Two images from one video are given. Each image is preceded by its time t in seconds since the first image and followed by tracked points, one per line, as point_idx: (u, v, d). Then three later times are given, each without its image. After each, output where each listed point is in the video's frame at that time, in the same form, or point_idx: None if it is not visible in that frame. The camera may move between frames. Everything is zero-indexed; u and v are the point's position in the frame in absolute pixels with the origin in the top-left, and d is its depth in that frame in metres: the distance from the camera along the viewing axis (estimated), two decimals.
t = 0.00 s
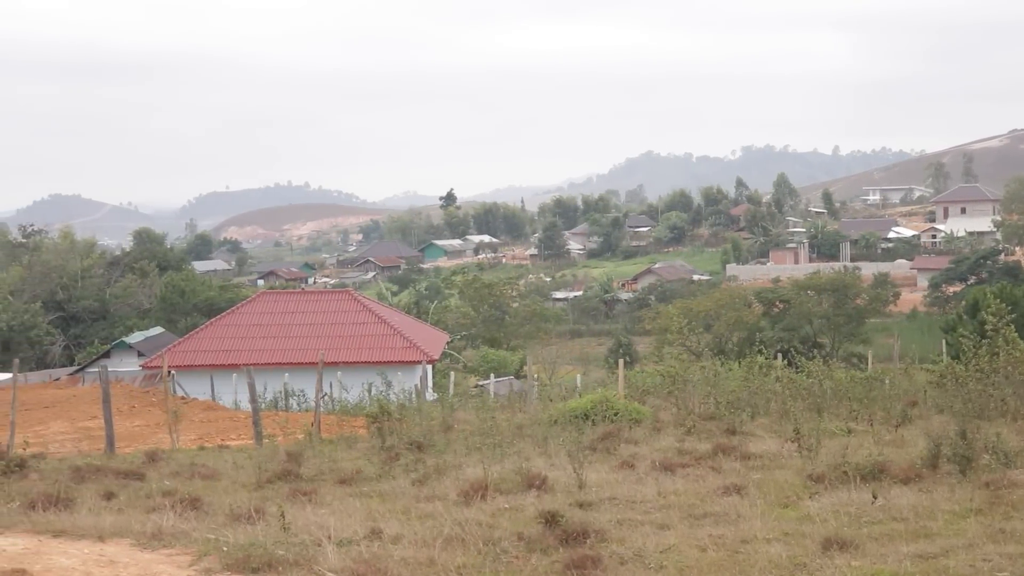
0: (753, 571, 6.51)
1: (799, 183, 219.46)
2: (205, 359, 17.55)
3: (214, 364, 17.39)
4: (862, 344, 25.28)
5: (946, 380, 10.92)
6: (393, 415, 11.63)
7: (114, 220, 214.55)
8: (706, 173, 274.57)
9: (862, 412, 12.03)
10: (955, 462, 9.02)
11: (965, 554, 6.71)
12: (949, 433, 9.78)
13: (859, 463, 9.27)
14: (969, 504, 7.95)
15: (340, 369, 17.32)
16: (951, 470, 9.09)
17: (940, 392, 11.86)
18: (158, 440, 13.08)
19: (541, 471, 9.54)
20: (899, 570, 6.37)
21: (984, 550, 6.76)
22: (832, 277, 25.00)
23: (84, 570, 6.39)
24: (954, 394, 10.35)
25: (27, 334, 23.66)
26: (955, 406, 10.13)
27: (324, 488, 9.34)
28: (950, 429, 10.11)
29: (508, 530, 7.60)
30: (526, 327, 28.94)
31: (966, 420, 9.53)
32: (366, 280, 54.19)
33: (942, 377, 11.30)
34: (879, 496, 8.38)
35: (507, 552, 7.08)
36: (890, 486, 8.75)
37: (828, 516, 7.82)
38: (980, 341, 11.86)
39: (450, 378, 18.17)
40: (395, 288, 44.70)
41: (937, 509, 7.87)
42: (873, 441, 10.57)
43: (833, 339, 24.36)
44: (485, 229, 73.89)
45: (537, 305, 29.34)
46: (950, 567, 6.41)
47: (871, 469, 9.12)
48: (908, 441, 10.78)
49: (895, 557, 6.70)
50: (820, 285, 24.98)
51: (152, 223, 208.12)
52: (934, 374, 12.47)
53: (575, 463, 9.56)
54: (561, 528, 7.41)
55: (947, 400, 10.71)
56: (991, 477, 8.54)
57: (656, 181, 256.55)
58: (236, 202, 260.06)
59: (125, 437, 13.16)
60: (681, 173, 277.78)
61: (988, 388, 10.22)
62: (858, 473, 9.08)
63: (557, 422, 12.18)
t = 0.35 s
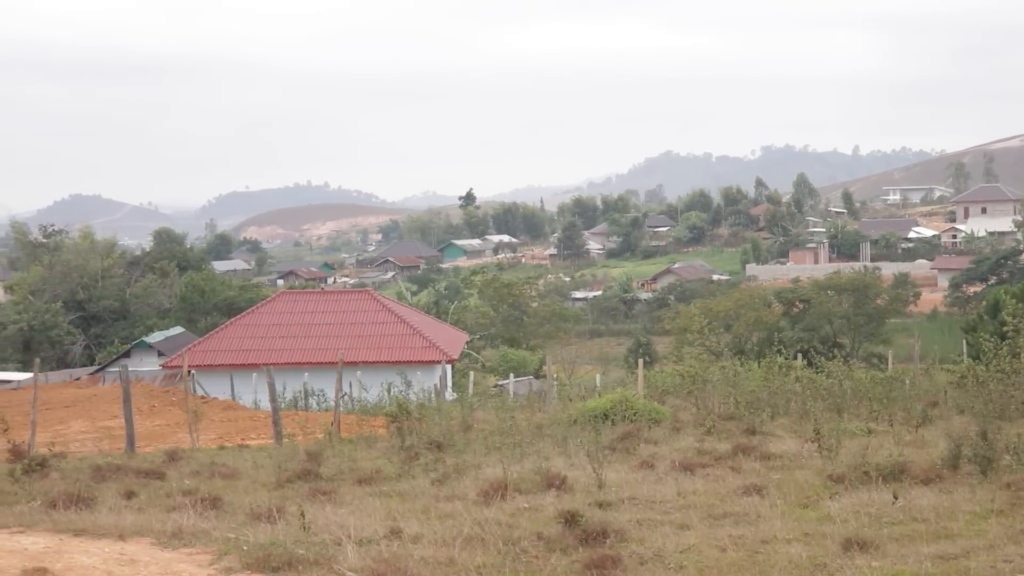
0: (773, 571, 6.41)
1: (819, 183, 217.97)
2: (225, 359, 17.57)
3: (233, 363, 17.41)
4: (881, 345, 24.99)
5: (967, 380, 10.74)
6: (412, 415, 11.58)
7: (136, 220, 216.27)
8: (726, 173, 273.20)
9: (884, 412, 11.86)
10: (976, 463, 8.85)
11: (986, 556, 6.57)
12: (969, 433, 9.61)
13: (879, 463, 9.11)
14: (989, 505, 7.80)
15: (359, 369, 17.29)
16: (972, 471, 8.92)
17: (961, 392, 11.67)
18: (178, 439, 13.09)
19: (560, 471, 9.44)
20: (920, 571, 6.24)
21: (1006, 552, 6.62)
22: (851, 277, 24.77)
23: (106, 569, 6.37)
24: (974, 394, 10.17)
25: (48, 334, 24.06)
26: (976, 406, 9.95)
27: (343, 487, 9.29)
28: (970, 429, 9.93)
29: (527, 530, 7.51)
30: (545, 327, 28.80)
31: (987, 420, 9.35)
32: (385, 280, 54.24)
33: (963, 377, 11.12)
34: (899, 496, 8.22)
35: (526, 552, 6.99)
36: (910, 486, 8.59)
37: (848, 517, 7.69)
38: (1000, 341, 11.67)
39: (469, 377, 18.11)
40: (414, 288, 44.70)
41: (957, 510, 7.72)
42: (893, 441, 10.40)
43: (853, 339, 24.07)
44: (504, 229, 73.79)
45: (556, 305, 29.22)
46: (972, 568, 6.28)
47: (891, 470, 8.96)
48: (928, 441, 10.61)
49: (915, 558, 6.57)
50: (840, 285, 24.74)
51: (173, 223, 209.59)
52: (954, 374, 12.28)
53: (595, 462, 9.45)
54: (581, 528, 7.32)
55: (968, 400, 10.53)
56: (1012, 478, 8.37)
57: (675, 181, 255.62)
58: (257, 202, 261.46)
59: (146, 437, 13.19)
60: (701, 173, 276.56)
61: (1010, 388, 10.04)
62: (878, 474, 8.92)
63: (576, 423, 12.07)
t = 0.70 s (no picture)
0: (793, 571, 6.29)
1: (839, 181, 216.33)
2: (245, 357, 17.58)
3: (253, 362, 17.41)
4: (901, 344, 24.66)
5: (989, 378, 10.54)
6: (432, 413, 11.50)
7: (158, 219, 217.90)
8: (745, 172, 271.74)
9: (905, 410, 11.67)
10: (998, 462, 8.68)
11: (1007, 555, 6.43)
12: (991, 432, 9.42)
13: (899, 463, 8.94)
14: (1011, 505, 7.63)
15: (378, 368, 17.26)
16: (994, 470, 8.74)
17: (984, 391, 11.46)
18: (198, 437, 13.10)
19: (580, 470, 9.34)
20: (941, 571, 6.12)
21: None
22: (871, 276, 24.51)
23: (127, 566, 6.32)
24: (996, 393, 9.97)
25: (68, 332, 24.31)
26: (997, 404, 9.76)
27: (363, 486, 9.23)
28: (993, 428, 9.74)
29: (547, 529, 7.42)
30: (564, 326, 28.64)
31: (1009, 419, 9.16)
32: (403, 279, 54.27)
33: (985, 375, 10.91)
34: (920, 495, 8.06)
35: (545, 551, 6.90)
36: (931, 486, 8.42)
37: (869, 516, 7.54)
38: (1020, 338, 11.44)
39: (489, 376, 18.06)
40: (433, 287, 44.69)
41: (978, 510, 7.56)
42: (914, 440, 10.22)
43: (873, 338, 23.75)
44: (523, 228, 73.64)
45: (574, 304, 29.08)
46: (993, 568, 6.15)
47: (912, 469, 8.79)
48: (950, 440, 10.42)
49: (936, 558, 6.43)
50: (859, 284, 24.45)
51: (194, 223, 210.98)
52: (976, 373, 12.08)
53: (614, 461, 9.35)
54: (600, 527, 7.22)
55: (989, 398, 10.33)
56: None
57: (694, 181, 254.51)
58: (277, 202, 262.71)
59: (166, 435, 13.20)
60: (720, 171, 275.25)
61: None
62: (899, 473, 8.75)
63: (595, 422, 11.96)
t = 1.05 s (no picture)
0: (814, 571, 6.16)
1: (861, 180, 214.37)
2: (266, 356, 17.59)
3: (274, 360, 17.42)
4: (923, 343, 24.37)
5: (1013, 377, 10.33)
6: (451, 412, 11.45)
7: (181, 218, 219.59)
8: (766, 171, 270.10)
9: (928, 409, 11.46)
10: (1022, 462, 8.49)
11: None
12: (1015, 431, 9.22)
13: (921, 462, 8.77)
14: None
15: (399, 366, 17.22)
16: (1018, 470, 8.56)
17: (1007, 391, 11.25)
18: (219, 435, 13.10)
19: (601, 469, 9.24)
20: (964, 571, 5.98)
21: None
22: (893, 274, 24.29)
23: (148, 564, 6.27)
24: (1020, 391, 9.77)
25: (89, 331, 24.48)
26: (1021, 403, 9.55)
27: (384, 484, 9.18)
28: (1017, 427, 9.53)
29: (567, 528, 7.32)
30: (585, 325, 28.45)
31: None
32: (424, 277, 54.29)
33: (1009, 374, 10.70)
34: (942, 495, 7.90)
35: (566, 550, 6.80)
36: (953, 485, 8.26)
37: (890, 516, 7.38)
38: None
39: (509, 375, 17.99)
40: (453, 285, 44.68)
41: (1002, 510, 7.39)
42: (936, 440, 10.03)
43: (894, 337, 23.46)
44: (543, 227, 73.49)
45: (595, 303, 28.89)
46: (1018, 569, 6.00)
47: (934, 468, 8.62)
48: (972, 440, 10.22)
49: (959, 558, 6.29)
50: (880, 283, 24.19)
51: (216, 221, 212.21)
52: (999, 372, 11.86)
53: (635, 460, 9.24)
54: (621, 526, 7.11)
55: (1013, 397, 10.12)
56: None
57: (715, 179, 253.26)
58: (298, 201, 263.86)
59: (187, 433, 13.22)
60: (741, 170, 273.78)
61: None
62: (921, 472, 8.57)
63: (616, 420, 11.85)
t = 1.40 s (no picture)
0: (838, 571, 6.02)
1: (884, 177, 212.35)
2: (288, 353, 17.59)
3: (296, 357, 17.42)
4: (945, 341, 24.08)
5: None
6: (473, 409, 11.40)
7: (204, 215, 221.11)
8: (788, 168, 268.24)
9: (951, 408, 11.27)
10: None
11: None
12: None
13: (944, 460, 8.59)
14: None
15: (421, 363, 17.19)
16: None
17: None
18: (241, 433, 13.12)
19: (622, 467, 9.14)
20: (988, 570, 5.86)
21: None
22: (915, 272, 24.05)
23: (171, 561, 6.23)
24: None
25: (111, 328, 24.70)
26: None
27: (406, 482, 9.11)
28: None
29: (588, 525, 7.23)
30: (607, 322, 28.28)
31: None
32: (445, 275, 54.27)
33: None
34: (965, 494, 7.73)
35: (588, 548, 6.71)
36: (977, 484, 8.09)
37: (913, 514, 7.23)
38: None
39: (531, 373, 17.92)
40: (474, 283, 44.64)
41: None
42: (959, 438, 9.81)
43: (917, 336, 23.26)
44: (564, 224, 73.31)
45: (616, 301, 28.65)
46: None
47: (957, 467, 8.44)
48: (996, 439, 10.03)
49: (982, 557, 6.15)
50: (903, 281, 23.91)
51: (239, 218, 213.64)
52: None
53: (657, 458, 9.14)
54: (643, 523, 7.01)
55: None
56: None
57: (736, 177, 251.75)
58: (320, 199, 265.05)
59: (210, 430, 13.25)
60: (762, 167, 272.10)
61: None
62: (944, 471, 8.41)
63: (637, 418, 11.75)
